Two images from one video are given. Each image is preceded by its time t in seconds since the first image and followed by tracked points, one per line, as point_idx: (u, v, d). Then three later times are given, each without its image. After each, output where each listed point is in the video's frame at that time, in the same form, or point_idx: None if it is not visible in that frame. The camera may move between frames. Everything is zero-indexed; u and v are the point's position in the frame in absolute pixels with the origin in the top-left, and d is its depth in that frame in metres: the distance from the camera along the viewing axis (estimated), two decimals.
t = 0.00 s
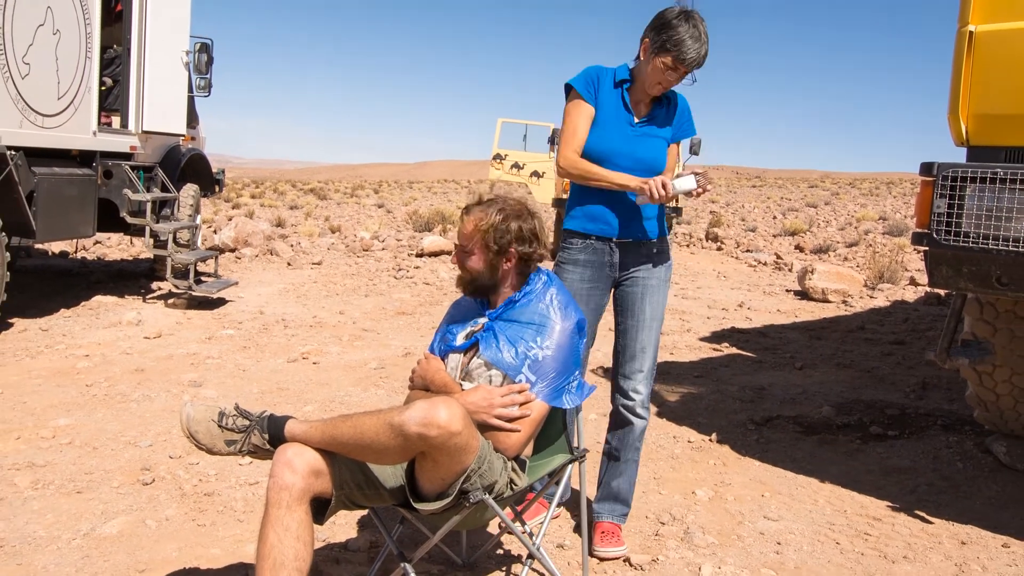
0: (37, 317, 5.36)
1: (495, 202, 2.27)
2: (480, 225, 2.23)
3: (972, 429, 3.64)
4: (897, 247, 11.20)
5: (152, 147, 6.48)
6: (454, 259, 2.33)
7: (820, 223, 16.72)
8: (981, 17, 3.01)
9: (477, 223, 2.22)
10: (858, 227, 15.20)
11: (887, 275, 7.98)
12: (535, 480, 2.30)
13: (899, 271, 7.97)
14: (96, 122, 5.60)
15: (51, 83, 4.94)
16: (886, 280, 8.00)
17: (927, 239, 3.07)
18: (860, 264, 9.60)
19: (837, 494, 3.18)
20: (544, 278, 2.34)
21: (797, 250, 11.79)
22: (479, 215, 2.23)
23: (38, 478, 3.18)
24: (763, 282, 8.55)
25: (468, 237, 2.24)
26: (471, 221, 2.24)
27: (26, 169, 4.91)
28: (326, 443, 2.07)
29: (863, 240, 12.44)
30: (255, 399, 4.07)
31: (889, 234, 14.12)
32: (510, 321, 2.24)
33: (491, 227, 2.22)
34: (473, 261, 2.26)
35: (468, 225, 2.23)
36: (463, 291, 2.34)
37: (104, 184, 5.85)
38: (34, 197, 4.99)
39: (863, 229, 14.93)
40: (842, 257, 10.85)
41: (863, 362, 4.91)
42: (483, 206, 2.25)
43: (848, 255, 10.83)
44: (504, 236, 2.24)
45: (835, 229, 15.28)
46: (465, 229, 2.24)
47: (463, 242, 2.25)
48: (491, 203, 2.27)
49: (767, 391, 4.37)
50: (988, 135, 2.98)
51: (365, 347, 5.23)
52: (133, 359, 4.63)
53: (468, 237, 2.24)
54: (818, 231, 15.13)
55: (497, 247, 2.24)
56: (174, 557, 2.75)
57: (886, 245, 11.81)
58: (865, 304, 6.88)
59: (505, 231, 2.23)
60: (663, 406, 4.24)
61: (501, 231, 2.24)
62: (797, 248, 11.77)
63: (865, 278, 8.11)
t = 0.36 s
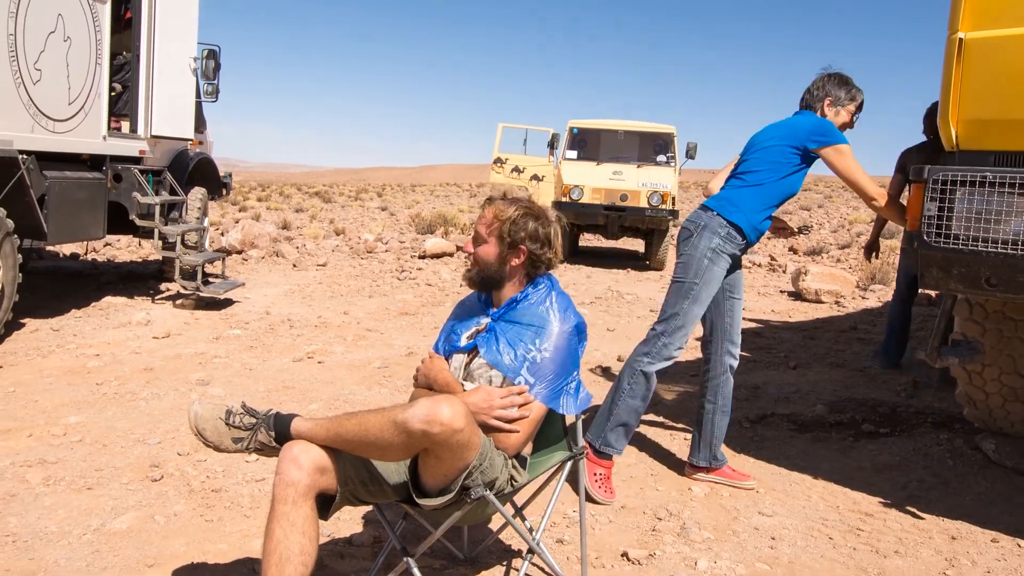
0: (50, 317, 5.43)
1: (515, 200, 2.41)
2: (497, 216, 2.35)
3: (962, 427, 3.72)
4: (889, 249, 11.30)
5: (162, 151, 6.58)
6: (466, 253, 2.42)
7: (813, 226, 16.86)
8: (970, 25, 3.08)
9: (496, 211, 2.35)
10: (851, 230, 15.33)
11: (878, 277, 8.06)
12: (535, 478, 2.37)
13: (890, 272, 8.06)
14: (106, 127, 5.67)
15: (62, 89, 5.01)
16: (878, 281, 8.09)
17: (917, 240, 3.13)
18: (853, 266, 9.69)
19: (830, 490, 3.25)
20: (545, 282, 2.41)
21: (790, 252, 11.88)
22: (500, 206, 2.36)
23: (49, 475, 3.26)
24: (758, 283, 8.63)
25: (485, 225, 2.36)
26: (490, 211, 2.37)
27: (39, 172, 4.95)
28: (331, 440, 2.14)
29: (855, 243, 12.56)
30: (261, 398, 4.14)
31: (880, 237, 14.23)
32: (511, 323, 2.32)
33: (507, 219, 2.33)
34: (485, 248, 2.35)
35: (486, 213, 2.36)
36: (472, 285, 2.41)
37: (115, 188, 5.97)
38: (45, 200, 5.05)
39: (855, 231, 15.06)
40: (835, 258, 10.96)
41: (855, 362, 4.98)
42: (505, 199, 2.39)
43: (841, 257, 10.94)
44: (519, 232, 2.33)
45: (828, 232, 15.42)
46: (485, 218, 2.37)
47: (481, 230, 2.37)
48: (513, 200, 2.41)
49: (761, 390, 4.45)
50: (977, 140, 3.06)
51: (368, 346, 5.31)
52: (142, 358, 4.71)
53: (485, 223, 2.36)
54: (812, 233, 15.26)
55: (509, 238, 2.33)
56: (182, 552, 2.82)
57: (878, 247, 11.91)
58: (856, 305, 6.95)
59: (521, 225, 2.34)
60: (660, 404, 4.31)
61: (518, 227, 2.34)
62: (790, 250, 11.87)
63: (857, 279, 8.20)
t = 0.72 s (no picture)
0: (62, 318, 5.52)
1: (483, 227, 2.31)
2: (489, 259, 2.28)
3: (951, 424, 3.80)
4: (882, 251, 11.41)
5: (171, 155, 6.68)
6: (477, 302, 2.38)
7: (806, 229, 17.02)
8: (958, 33, 3.19)
9: (486, 259, 2.27)
10: (843, 233, 15.49)
11: (869, 278, 8.17)
12: (535, 473, 2.45)
13: (881, 274, 8.16)
14: (116, 132, 5.75)
15: (73, 95, 5.09)
16: (869, 283, 8.20)
17: (907, 243, 3.22)
18: (845, 268, 9.80)
19: (822, 486, 3.33)
20: (544, 284, 2.50)
21: (783, 254, 11.99)
22: (482, 248, 2.26)
23: (61, 471, 3.34)
24: (752, 284, 8.73)
25: (484, 273, 2.30)
26: (476, 259, 2.28)
27: (51, 176, 5.02)
28: (336, 438, 2.22)
29: (847, 246, 12.69)
30: (269, 396, 4.22)
31: (872, 239, 14.35)
32: (512, 324, 2.40)
33: (501, 254, 2.29)
34: (500, 288, 2.34)
35: (478, 266, 2.28)
36: (497, 318, 2.43)
37: (125, 192, 6.05)
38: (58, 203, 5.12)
39: (846, 234, 15.22)
40: (826, 260, 11.08)
41: (847, 361, 5.07)
42: (478, 236, 2.29)
43: (832, 258, 11.06)
44: (516, 248, 2.33)
45: (820, 234, 15.60)
46: (475, 269, 2.29)
47: (481, 281, 2.31)
48: (478, 227, 2.30)
49: (755, 388, 4.53)
50: (965, 145, 3.16)
51: (373, 345, 5.40)
52: (151, 357, 4.79)
53: (485, 274, 2.29)
54: (804, 235, 15.40)
55: (515, 261, 2.33)
56: (191, 546, 2.90)
57: (870, 249, 12.02)
58: (848, 306, 7.04)
59: (513, 242, 2.32)
60: (656, 402, 4.39)
61: (511, 245, 2.32)
62: (783, 253, 11.99)
63: (848, 280, 8.31)
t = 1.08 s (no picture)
0: (72, 318, 5.60)
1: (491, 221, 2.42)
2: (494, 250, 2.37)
3: (942, 422, 3.87)
4: (875, 252, 11.50)
5: (179, 159, 6.77)
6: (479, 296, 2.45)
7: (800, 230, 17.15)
8: (949, 39, 3.26)
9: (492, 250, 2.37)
10: (836, 234, 15.60)
11: (862, 279, 8.25)
12: (534, 470, 2.52)
13: (873, 275, 8.24)
14: (125, 136, 5.82)
15: (83, 100, 5.15)
16: (861, 283, 8.28)
17: (899, 245, 3.30)
18: (839, 268, 9.89)
19: (816, 483, 3.40)
20: (544, 285, 2.56)
21: (777, 255, 12.08)
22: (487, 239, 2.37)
23: (72, 468, 3.42)
24: (746, 285, 8.80)
25: (488, 264, 2.39)
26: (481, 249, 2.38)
27: (61, 179, 5.09)
28: (341, 435, 2.29)
29: (840, 247, 12.80)
30: (274, 394, 4.30)
31: (864, 241, 14.45)
32: (512, 323, 2.47)
33: (506, 247, 2.38)
34: (502, 282, 2.41)
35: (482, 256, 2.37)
36: (499, 316, 2.49)
37: (134, 194, 6.17)
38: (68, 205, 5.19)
39: (840, 236, 15.32)
40: (819, 261, 11.17)
41: (840, 360, 5.14)
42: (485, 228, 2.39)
43: (826, 260, 11.16)
44: (521, 245, 2.41)
45: (814, 236, 15.71)
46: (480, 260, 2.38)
47: (485, 272, 2.39)
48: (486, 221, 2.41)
49: (750, 387, 4.60)
50: (955, 149, 3.23)
51: (376, 345, 5.47)
52: (160, 357, 4.86)
53: (488, 264, 2.38)
54: (799, 237, 15.50)
55: (518, 258, 2.41)
56: (199, 541, 2.97)
57: (862, 251, 12.11)
58: (840, 307, 7.11)
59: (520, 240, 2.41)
60: (654, 400, 4.46)
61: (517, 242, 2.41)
62: (777, 254, 12.09)
63: (841, 281, 8.39)
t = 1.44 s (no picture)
0: (81, 318, 5.67)
1: (492, 223, 2.46)
2: (498, 251, 2.43)
3: (932, 420, 3.95)
4: (869, 254, 11.58)
5: (186, 162, 6.87)
6: (482, 297, 2.50)
7: (795, 233, 17.27)
8: (940, 45, 3.33)
9: (496, 252, 2.42)
10: (830, 237, 15.71)
11: (854, 280, 8.34)
12: (535, 467, 2.59)
13: (866, 276, 8.33)
14: (134, 140, 5.89)
15: (93, 105, 5.22)
16: (854, 285, 8.36)
17: (891, 246, 3.37)
18: (832, 269, 9.98)
19: (810, 479, 3.47)
20: (544, 286, 2.63)
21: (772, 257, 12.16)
22: (491, 241, 2.42)
23: (82, 465, 3.49)
24: (741, 286, 8.89)
25: (491, 266, 2.43)
26: (486, 251, 2.43)
27: (71, 183, 5.16)
28: (345, 432, 2.35)
29: (833, 248, 12.91)
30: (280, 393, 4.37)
31: (859, 243, 14.54)
32: (513, 325, 2.54)
33: (510, 249, 2.44)
34: (505, 282, 2.46)
35: (486, 257, 2.42)
36: (503, 315, 2.56)
37: (142, 197, 6.24)
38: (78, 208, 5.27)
39: (834, 238, 15.43)
40: (813, 263, 11.27)
41: (833, 359, 5.21)
42: (487, 230, 2.44)
43: (819, 261, 11.25)
44: (521, 246, 2.47)
45: (807, 238, 15.82)
46: (483, 262, 2.43)
47: (489, 274, 2.44)
48: (488, 223, 2.46)
49: (746, 385, 4.68)
50: (946, 153, 3.31)
51: (380, 345, 5.55)
52: (168, 356, 4.94)
53: (492, 266, 2.43)
54: (793, 239, 15.62)
55: (520, 257, 2.46)
56: (206, 537, 3.04)
57: (855, 253, 12.20)
58: (833, 308, 7.19)
59: (520, 240, 2.47)
60: (651, 399, 4.53)
61: (518, 242, 2.47)
62: (772, 255, 12.19)
63: (834, 283, 8.48)
